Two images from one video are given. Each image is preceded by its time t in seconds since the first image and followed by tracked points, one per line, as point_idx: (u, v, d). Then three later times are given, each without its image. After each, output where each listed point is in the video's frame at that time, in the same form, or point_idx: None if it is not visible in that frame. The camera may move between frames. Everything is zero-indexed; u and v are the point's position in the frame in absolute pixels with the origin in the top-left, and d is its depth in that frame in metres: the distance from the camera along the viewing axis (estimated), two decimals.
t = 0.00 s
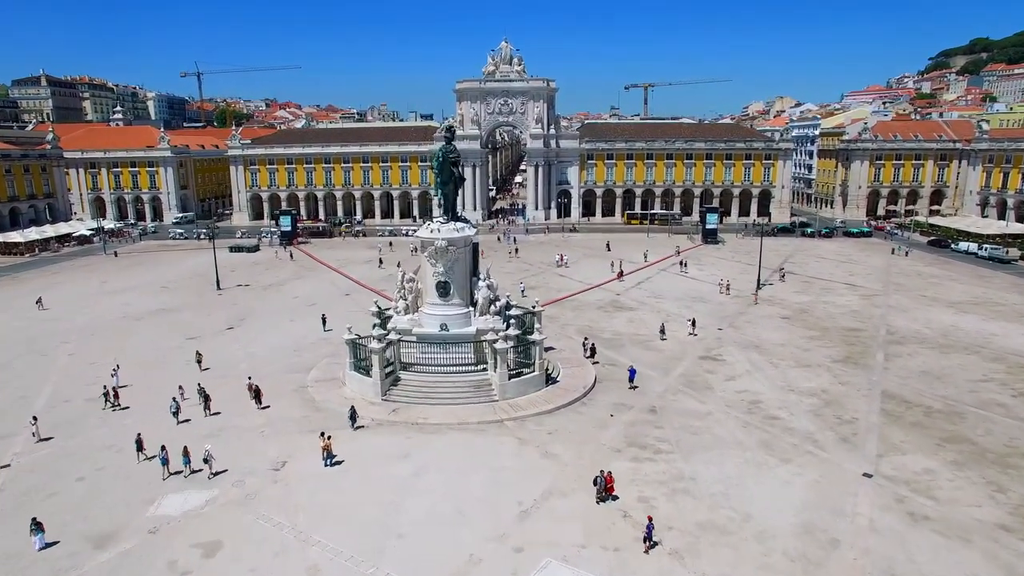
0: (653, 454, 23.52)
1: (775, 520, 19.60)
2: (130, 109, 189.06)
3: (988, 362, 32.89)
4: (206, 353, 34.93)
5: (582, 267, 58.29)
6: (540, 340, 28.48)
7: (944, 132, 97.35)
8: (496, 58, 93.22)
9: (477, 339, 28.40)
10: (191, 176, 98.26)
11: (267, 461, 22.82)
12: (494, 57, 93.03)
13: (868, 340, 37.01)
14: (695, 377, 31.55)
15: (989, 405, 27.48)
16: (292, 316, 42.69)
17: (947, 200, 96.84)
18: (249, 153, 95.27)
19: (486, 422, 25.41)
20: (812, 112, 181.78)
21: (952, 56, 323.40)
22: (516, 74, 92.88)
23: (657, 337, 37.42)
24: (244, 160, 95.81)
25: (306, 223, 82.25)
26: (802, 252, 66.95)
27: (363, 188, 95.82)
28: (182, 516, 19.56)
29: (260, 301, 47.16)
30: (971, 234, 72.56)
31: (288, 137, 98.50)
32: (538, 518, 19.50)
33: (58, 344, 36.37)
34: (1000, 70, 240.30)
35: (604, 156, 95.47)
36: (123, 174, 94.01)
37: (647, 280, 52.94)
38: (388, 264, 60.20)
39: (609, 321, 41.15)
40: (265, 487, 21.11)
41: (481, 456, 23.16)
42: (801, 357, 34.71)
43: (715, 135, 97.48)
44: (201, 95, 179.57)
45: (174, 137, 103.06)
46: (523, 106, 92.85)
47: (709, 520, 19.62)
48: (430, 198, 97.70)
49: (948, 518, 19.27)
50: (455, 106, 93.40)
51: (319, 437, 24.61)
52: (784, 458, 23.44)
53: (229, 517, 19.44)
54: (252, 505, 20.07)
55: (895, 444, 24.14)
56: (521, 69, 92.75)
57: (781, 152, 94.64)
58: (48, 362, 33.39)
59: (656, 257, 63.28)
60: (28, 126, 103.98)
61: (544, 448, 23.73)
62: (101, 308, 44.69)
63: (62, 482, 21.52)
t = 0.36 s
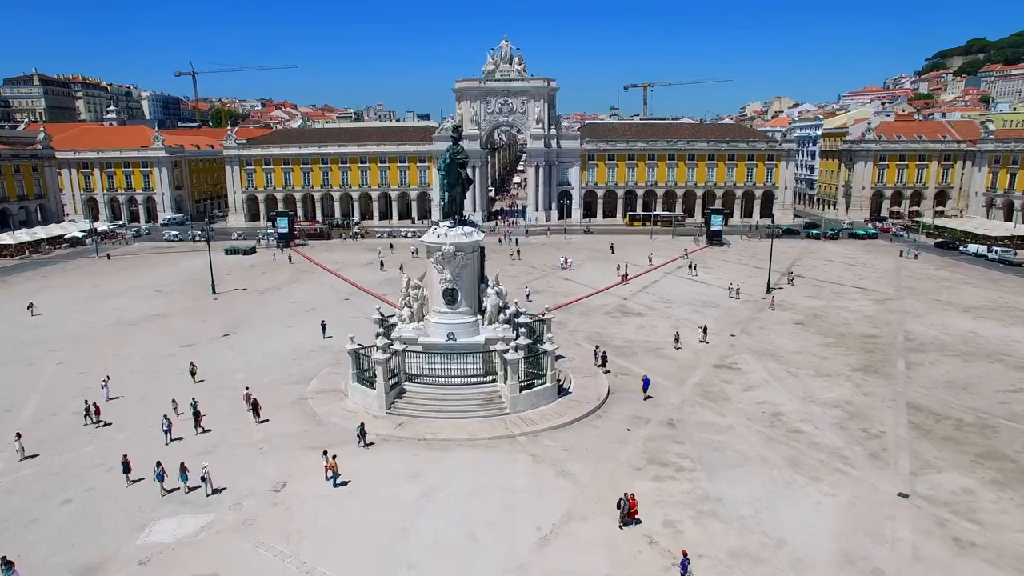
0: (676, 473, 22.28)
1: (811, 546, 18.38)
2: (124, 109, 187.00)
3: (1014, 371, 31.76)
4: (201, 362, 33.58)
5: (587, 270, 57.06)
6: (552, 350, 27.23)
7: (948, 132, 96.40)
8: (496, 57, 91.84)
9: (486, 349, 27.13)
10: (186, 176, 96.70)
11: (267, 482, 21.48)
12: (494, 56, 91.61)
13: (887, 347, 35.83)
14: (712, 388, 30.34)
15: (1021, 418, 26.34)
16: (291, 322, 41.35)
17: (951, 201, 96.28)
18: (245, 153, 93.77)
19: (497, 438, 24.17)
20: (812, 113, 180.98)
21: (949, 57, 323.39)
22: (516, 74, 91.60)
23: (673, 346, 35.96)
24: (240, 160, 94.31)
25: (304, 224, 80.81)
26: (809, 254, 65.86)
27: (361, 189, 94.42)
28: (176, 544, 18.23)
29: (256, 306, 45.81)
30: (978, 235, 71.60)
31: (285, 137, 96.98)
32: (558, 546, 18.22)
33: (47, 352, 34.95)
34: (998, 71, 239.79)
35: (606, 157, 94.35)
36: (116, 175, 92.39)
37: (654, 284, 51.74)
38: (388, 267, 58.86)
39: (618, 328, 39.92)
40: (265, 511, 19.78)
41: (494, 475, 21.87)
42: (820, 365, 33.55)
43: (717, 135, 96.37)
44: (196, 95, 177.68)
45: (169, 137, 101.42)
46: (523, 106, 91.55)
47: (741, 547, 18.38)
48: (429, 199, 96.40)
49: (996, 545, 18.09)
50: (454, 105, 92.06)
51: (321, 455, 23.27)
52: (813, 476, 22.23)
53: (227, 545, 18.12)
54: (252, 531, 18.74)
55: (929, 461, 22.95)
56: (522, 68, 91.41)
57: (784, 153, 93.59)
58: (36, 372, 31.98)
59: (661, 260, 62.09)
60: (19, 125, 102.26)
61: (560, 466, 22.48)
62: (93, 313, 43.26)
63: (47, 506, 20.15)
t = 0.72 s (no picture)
0: (699, 492, 21.19)
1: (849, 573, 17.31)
2: (118, 108, 185.00)
3: None
4: (198, 370, 32.35)
5: (591, 273, 55.96)
6: (566, 360, 26.10)
7: (952, 133, 95.69)
8: (496, 56, 90.63)
9: (496, 358, 25.99)
10: (181, 177, 95.25)
11: (269, 502, 20.29)
12: (494, 55, 90.35)
13: (906, 354, 34.81)
14: (729, 398, 29.28)
15: None
16: (290, 327, 40.14)
17: (955, 202, 95.55)
18: (241, 154, 92.39)
19: (510, 454, 23.05)
20: (810, 112, 180.52)
21: (945, 57, 323.54)
22: (517, 73, 90.38)
23: (688, 355, 34.70)
24: (236, 160, 92.91)
25: (301, 226, 79.47)
26: (815, 256, 64.90)
27: (359, 189, 93.15)
28: (172, 573, 17.06)
29: (254, 310, 44.55)
30: (986, 237, 70.73)
31: (282, 137, 95.60)
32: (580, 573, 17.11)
33: (36, 360, 33.64)
34: (995, 72, 239.45)
35: (607, 157, 93.38)
36: (110, 175, 90.88)
37: (661, 287, 50.67)
38: (388, 269, 57.63)
39: (627, 334, 38.84)
40: (267, 535, 18.61)
41: (508, 494, 20.74)
42: (838, 373, 32.48)
43: (719, 135, 95.38)
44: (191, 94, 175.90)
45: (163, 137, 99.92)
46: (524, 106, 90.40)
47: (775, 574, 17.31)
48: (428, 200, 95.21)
49: None
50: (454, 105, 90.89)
51: (325, 471, 22.10)
52: (844, 494, 21.15)
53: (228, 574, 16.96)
54: (254, 559, 17.57)
55: (964, 478, 21.89)
56: (522, 67, 90.25)
57: (787, 153, 92.67)
58: (25, 381, 30.70)
59: (667, 262, 61.05)
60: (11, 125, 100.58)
61: (578, 484, 21.37)
62: (85, 318, 41.97)
63: (34, 530, 18.94)
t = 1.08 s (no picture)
0: (731, 514, 19.99)
1: None
2: (112, 108, 182.91)
3: None
4: (196, 380, 31.00)
5: (597, 276, 54.80)
6: (584, 372, 24.88)
7: (956, 133, 94.76)
8: (497, 55, 89.78)
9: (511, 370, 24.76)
10: (176, 177, 93.62)
11: (274, 527, 19.01)
12: (494, 53, 89.25)
13: (930, 362, 33.66)
14: (752, 410, 28.09)
15: None
16: (291, 334, 38.79)
17: (958, 204, 94.18)
18: (237, 154, 90.92)
19: (528, 472, 21.86)
20: (809, 113, 180.42)
21: (941, 58, 323.80)
22: (517, 72, 89.23)
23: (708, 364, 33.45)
24: (232, 160, 91.42)
25: (299, 227, 78.05)
26: (823, 259, 63.82)
27: (356, 191, 91.76)
28: None
29: (252, 316, 43.17)
30: (994, 239, 69.79)
31: (279, 137, 94.15)
32: None
33: (26, 369, 32.24)
34: (992, 73, 239.27)
35: (609, 158, 92.37)
36: (103, 175, 89.23)
37: (670, 291, 49.53)
38: (389, 273, 56.31)
39: (640, 341, 37.60)
40: (273, 565, 17.32)
41: (530, 519, 19.51)
42: (862, 382, 31.30)
43: (722, 135, 94.42)
44: (185, 93, 174.06)
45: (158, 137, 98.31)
46: (524, 106, 89.19)
47: None
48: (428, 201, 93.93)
49: None
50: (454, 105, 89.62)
51: (333, 493, 20.81)
52: (885, 516, 19.93)
53: None
54: None
55: (1009, 498, 20.69)
56: (523, 67, 89.09)
57: (790, 154, 91.69)
58: (13, 393, 29.27)
59: (673, 265, 59.89)
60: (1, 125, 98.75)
61: (602, 506, 20.16)
62: (77, 324, 40.54)
63: (22, 560, 17.59)
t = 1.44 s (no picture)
0: (770, 538, 18.79)
1: None
2: (107, 108, 181.04)
3: None
4: (196, 391, 29.69)
5: (605, 280, 53.64)
6: (607, 384, 23.68)
7: (962, 134, 94.06)
8: (499, 54, 87.68)
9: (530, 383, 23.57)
10: (172, 178, 92.13)
11: (283, 555, 17.78)
12: (496, 53, 87.40)
13: (957, 370, 32.50)
14: (779, 422, 26.90)
15: None
16: (293, 340, 37.48)
17: (964, 204, 93.93)
18: (234, 154, 89.44)
19: (551, 493, 20.68)
20: (809, 113, 179.82)
21: (938, 59, 323.74)
22: (520, 71, 87.54)
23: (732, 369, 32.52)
24: (230, 161, 89.96)
25: (299, 229, 76.70)
26: (833, 260, 62.75)
27: (356, 192, 90.42)
28: None
29: (253, 321, 41.83)
30: (1006, 241, 68.79)
31: (277, 137, 92.74)
32: None
33: (18, 380, 30.90)
34: (990, 73, 238.91)
35: (612, 158, 91.24)
36: (98, 176, 87.70)
37: (681, 295, 48.38)
38: (392, 276, 55.03)
39: (655, 349, 36.33)
40: None
41: (557, 544, 18.30)
42: (889, 391, 30.12)
43: (726, 135, 93.37)
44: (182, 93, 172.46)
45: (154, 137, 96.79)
46: (527, 105, 87.97)
47: None
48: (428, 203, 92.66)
49: None
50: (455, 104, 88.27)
51: (345, 516, 19.56)
52: (933, 540, 18.73)
53: None
54: None
55: None
56: (525, 66, 87.62)
57: (795, 154, 90.68)
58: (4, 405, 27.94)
59: (682, 268, 58.73)
60: None
61: (632, 530, 18.96)
62: (72, 331, 39.18)
63: None
